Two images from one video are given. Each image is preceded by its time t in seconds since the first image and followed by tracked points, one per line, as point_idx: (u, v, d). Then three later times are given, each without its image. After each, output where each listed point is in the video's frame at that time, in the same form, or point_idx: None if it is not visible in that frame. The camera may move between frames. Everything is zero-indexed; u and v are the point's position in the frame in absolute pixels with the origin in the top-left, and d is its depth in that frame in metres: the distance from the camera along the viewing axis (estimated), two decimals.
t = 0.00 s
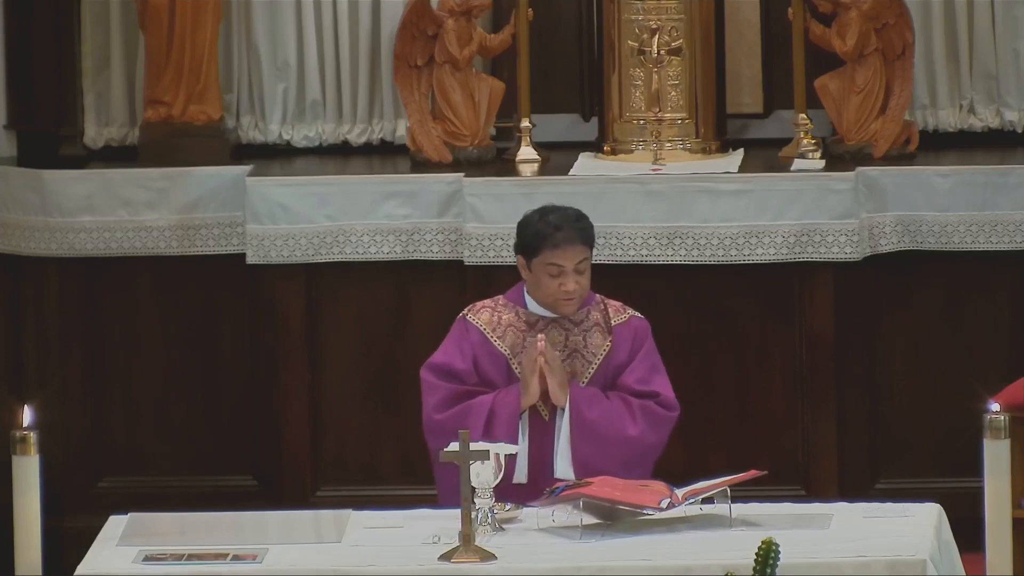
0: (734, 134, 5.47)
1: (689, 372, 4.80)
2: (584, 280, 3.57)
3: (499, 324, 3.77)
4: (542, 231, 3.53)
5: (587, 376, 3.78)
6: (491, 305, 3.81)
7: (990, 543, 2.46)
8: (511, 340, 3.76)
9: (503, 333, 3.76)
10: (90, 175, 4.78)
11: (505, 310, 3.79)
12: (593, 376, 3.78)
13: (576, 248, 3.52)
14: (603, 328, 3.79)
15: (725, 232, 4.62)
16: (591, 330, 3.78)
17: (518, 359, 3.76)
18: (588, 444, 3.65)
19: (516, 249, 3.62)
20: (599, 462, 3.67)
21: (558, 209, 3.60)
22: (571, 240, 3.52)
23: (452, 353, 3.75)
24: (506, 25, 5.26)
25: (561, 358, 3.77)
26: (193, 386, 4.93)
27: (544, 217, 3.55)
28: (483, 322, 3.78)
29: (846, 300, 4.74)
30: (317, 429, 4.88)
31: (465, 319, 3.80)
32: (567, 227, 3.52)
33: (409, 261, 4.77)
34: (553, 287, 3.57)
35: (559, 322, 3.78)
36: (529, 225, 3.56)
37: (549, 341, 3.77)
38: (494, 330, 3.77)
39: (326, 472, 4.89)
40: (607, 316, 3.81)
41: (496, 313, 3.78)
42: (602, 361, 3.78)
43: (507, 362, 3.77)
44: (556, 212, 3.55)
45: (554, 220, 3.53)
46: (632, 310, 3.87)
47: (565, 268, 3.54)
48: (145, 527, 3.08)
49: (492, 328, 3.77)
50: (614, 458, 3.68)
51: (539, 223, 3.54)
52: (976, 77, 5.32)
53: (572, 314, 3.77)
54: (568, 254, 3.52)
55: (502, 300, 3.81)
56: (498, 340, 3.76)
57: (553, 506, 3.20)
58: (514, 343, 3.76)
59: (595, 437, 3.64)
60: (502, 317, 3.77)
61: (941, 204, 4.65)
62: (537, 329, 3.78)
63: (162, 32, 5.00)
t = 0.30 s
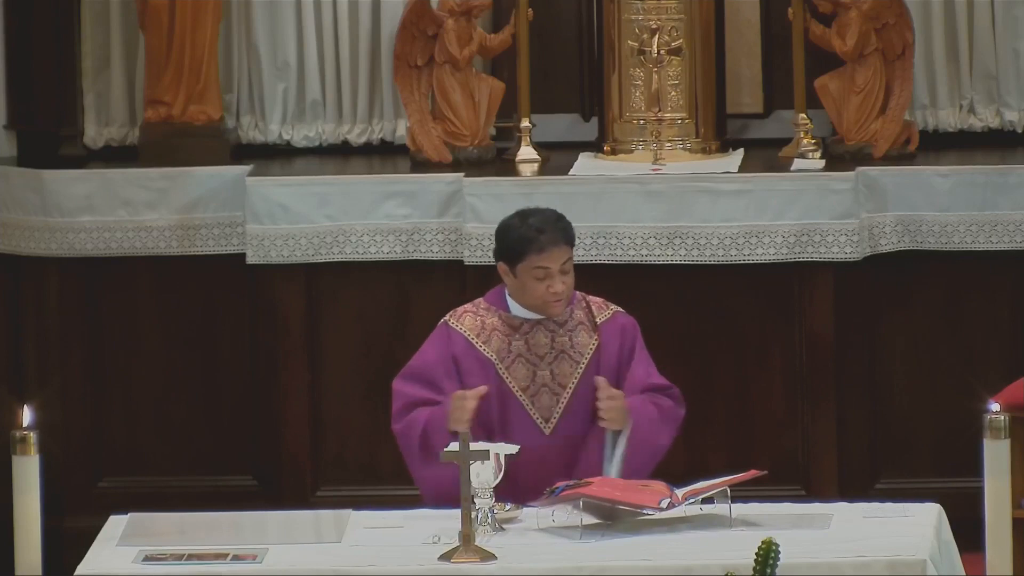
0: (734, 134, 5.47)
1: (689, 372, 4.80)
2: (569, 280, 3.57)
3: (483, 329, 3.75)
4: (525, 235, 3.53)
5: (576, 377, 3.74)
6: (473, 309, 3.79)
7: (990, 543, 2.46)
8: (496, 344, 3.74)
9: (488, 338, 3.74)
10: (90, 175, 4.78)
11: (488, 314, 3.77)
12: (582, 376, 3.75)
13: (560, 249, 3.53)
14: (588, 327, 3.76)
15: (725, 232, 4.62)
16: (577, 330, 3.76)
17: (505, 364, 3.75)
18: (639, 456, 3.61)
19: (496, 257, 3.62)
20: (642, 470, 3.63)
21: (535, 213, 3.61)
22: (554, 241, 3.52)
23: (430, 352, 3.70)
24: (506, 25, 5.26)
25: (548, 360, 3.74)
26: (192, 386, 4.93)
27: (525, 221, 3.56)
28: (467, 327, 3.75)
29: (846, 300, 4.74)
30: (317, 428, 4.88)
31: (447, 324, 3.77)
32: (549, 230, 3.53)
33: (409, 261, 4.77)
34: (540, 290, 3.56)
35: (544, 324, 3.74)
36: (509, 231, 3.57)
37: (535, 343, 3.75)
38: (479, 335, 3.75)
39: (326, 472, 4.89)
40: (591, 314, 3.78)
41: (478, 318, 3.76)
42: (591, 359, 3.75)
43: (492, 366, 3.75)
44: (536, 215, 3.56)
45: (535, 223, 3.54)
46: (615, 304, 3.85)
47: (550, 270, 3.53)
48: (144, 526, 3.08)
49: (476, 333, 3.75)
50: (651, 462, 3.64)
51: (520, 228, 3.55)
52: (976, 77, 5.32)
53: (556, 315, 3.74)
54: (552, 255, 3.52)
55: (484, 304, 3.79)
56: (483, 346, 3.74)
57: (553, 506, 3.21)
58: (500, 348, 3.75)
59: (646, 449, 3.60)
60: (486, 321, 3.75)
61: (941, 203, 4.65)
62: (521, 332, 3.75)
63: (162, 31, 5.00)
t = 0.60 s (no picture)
0: (733, 134, 5.47)
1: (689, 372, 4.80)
2: (554, 280, 3.61)
3: (468, 333, 3.77)
4: (508, 239, 3.55)
5: (564, 377, 3.77)
6: (457, 313, 3.81)
7: (990, 544, 2.46)
8: (483, 349, 3.77)
9: (474, 343, 3.76)
10: (90, 175, 4.78)
11: (473, 318, 3.79)
12: (570, 376, 3.78)
13: (544, 251, 3.56)
14: (574, 326, 3.80)
15: (725, 232, 4.62)
16: (562, 329, 3.79)
17: (492, 367, 3.76)
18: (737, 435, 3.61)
19: (480, 261, 3.64)
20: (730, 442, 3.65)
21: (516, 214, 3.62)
22: (538, 243, 3.55)
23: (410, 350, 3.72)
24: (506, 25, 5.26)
25: (536, 361, 3.77)
26: (192, 386, 4.93)
27: (507, 225, 3.57)
28: (453, 332, 3.77)
29: (846, 300, 4.74)
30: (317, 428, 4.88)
31: (430, 327, 3.78)
32: (532, 232, 3.55)
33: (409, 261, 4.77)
34: (526, 293, 3.60)
35: (529, 326, 3.77)
36: (492, 236, 3.58)
37: (522, 345, 3.77)
38: (464, 340, 3.77)
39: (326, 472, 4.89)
40: (576, 312, 3.83)
41: (463, 322, 3.78)
42: (579, 359, 3.79)
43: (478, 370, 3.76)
44: (517, 218, 3.58)
45: (517, 226, 3.56)
46: (598, 301, 3.89)
47: (537, 273, 3.57)
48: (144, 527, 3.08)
49: (462, 338, 3.77)
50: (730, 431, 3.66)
51: (503, 232, 3.57)
52: (976, 77, 5.32)
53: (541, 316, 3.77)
54: (537, 258, 3.56)
55: (468, 308, 3.81)
56: (470, 350, 3.76)
57: (553, 506, 3.21)
58: (486, 352, 3.77)
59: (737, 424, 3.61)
60: (471, 326, 3.78)
61: (941, 204, 4.65)
62: (507, 335, 3.77)
63: (162, 32, 5.00)
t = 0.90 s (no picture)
0: (733, 134, 5.47)
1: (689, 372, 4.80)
2: (549, 280, 3.64)
3: (465, 334, 3.82)
4: (503, 240, 3.58)
5: (563, 376, 3.81)
6: (455, 315, 3.86)
7: (990, 544, 2.46)
8: (480, 349, 3.81)
9: (472, 343, 3.81)
10: (90, 175, 4.78)
11: (471, 319, 3.84)
12: (569, 374, 3.82)
13: (539, 250, 3.59)
14: (572, 324, 3.84)
15: (725, 232, 4.62)
16: (559, 328, 3.83)
17: (490, 368, 3.80)
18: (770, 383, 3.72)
19: (475, 263, 3.67)
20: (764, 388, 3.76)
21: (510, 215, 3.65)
22: (533, 243, 3.58)
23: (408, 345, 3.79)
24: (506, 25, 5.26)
25: (533, 360, 3.81)
26: (193, 386, 4.93)
27: (501, 225, 3.61)
28: (450, 333, 3.83)
29: (846, 300, 4.74)
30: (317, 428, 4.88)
31: (429, 329, 3.84)
32: (526, 232, 3.58)
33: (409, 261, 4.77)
34: (521, 293, 3.63)
35: (526, 325, 3.82)
36: (487, 237, 3.61)
37: (520, 344, 3.82)
38: (461, 341, 3.82)
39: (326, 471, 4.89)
40: (574, 310, 3.86)
41: (461, 324, 3.84)
42: (577, 357, 3.83)
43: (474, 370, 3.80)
44: (511, 218, 3.61)
45: (511, 227, 3.59)
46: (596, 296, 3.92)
47: (532, 273, 3.60)
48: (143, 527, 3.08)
49: (460, 339, 3.82)
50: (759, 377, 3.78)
51: (498, 233, 3.60)
52: (976, 77, 5.32)
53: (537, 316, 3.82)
54: (532, 258, 3.58)
55: (465, 309, 3.86)
56: (468, 351, 3.81)
57: (553, 506, 3.21)
58: (484, 353, 3.81)
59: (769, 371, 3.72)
60: (469, 327, 3.83)
61: (941, 204, 4.65)
62: (505, 335, 3.82)
63: (162, 32, 5.00)
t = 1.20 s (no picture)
0: (734, 134, 5.47)
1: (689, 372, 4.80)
2: (560, 279, 3.66)
3: (478, 331, 3.84)
4: (514, 238, 3.59)
5: (575, 374, 3.81)
6: (468, 312, 3.88)
7: (989, 544, 2.46)
8: (492, 347, 3.82)
9: (484, 340, 3.83)
10: (90, 175, 4.79)
11: (484, 317, 3.86)
12: (581, 372, 3.81)
13: (551, 250, 3.60)
14: (585, 323, 3.84)
15: (725, 232, 4.62)
16: (572, 327, 3.83)
17: (502, 365, 3.81)
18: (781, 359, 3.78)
19: (487, 260, 3.68)
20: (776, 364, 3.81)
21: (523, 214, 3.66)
22: (544, 242, 3.59)
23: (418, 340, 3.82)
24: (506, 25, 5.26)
25: (546, 358, 3.82)
26: (193, 386, 4.93)
27: (514, 224, 3.61)
28: (463, 330, 3.84)
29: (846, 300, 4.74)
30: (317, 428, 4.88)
31: (443, 326, 3.86)
32: (538, 231, 3.59)
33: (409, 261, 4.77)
34: (533, 291, 3.64)
35: (539, 324, 3.82)
36: (499, 234, 3.62)
37: (532, 342, 3.82)
38: (474, 338, 3.84)
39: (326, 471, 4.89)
40: (588, 309, 3.86)
41: (474, 321, 3.85)
42: (590, 355, 3.82)
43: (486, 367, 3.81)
44: (524, 217, 3.62)
45: (524, 225, 3.60)
46: (610, 295, 3.92)
47: (543, 271, 3.61)
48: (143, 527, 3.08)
49: (473, 335, 3.84)
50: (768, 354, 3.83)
51: (509, 231, 3.61)
52: (976, 77, 5.32)
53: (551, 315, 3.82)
54: (543, 257, 3.59)
55: (478, 307, 3.88)
56: (480, 348, 3.82)
57: (553, 506, 3.21)
58: (496, 350, 3.82)
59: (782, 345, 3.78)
60: (481, 324, 3.84)
61: (941, 204, 4.65)
62: (517, 333, 3.83)
63: (162, 32, 5.00)
